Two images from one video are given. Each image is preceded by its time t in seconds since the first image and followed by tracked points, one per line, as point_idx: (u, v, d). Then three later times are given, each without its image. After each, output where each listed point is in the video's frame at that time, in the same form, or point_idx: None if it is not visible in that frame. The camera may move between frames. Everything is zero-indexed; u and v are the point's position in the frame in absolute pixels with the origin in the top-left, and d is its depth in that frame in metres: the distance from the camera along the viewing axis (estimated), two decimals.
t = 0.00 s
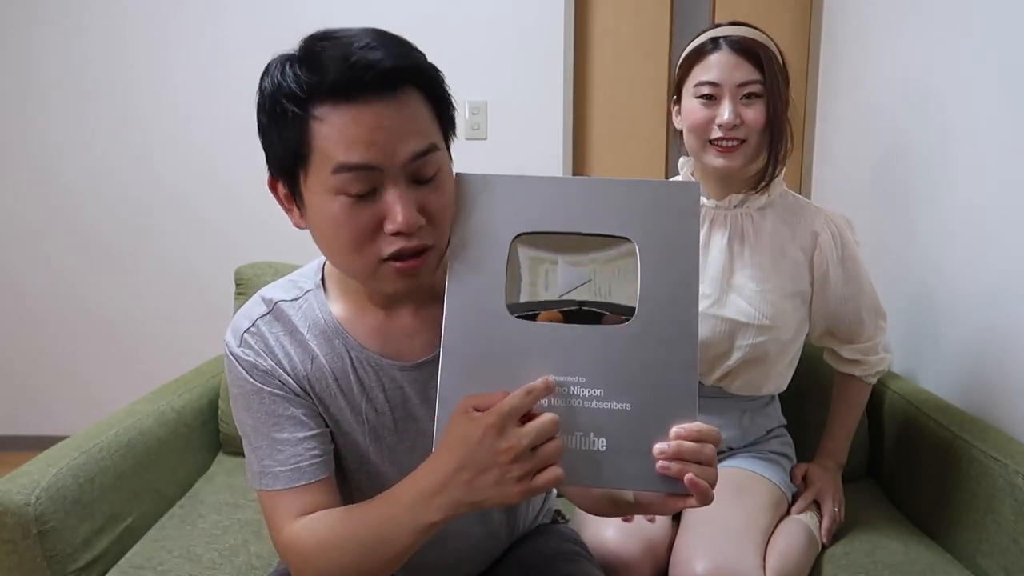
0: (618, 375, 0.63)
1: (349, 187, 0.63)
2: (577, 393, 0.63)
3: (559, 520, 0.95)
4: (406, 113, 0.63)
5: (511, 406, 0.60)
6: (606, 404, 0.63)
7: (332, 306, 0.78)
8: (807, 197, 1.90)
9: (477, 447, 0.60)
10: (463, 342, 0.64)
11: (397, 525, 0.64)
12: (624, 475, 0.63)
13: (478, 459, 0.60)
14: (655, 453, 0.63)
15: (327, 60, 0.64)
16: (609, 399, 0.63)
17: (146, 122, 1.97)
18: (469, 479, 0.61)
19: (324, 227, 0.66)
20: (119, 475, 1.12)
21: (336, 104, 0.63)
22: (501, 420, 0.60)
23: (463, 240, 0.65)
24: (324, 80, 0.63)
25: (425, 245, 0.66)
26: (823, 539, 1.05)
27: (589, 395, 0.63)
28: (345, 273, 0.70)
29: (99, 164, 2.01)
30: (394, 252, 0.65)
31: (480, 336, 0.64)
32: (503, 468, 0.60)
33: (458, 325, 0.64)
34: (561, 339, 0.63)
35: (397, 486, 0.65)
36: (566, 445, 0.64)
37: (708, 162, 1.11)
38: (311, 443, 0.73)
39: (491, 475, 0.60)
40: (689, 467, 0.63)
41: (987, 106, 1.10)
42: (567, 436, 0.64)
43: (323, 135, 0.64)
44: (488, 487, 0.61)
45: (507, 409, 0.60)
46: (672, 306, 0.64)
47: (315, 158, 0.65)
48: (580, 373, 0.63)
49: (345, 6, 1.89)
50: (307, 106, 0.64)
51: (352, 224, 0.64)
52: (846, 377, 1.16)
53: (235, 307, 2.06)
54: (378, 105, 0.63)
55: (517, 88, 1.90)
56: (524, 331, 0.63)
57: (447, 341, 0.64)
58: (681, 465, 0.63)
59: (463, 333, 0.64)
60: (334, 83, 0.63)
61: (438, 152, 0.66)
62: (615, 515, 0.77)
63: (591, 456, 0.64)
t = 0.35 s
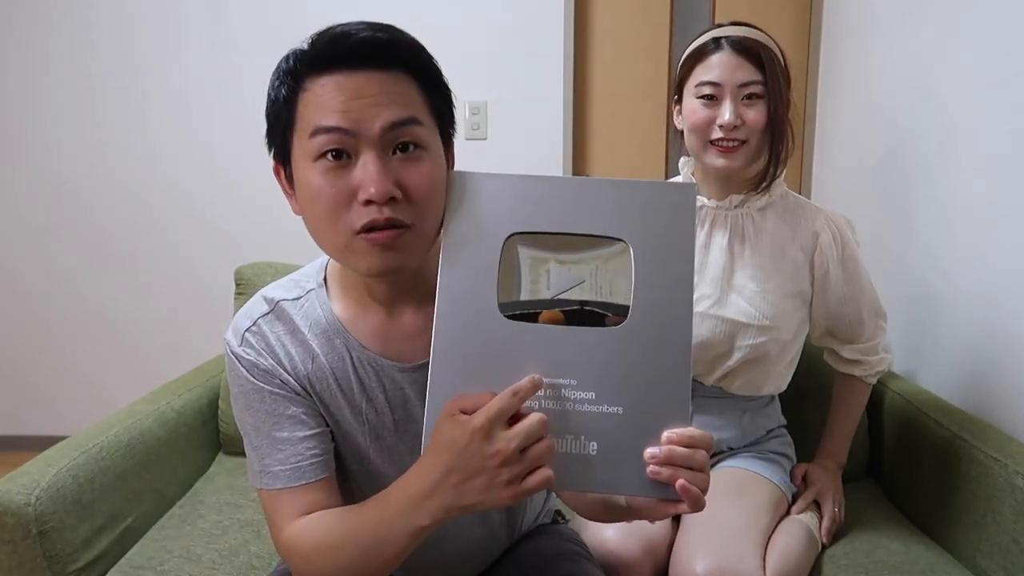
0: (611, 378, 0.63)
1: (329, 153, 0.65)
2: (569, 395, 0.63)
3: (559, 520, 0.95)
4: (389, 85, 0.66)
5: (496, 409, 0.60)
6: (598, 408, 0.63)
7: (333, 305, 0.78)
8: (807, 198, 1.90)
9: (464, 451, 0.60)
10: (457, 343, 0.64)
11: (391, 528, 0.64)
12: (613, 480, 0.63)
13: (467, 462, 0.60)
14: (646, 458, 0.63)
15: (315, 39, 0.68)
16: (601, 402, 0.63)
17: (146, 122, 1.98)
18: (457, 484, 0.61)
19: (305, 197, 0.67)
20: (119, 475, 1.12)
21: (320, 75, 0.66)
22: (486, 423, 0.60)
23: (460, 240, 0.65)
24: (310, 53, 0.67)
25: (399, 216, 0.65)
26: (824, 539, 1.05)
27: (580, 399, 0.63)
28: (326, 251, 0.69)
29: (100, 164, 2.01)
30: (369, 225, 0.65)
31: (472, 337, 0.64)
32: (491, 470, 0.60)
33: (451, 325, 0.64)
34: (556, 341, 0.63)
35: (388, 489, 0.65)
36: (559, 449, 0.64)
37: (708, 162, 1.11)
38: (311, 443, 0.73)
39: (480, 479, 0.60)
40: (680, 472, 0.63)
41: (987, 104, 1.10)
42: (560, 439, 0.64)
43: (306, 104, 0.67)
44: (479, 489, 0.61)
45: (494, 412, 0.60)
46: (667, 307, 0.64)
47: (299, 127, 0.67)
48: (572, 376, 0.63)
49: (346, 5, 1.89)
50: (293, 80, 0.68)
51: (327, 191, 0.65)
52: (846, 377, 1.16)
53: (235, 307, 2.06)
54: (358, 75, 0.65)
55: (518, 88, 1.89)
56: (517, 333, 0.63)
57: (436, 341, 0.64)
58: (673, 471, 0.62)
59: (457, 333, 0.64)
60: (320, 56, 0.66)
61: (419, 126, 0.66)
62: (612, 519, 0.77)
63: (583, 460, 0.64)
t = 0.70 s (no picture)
0: (609, 381, 0.63)
1: (328, 157, 0.65)
2: (566, 399, 0.63)
3: (559, 520, 0.94)
4: (385, 89, 0.65)
5: (499, 412, 0.60)
6: (596, 411, 0.63)
7: (332, 304, 0.78)
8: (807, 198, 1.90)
9: (467, 455, 0.60)
10: (455, 345, 0.64)
11: (393, 532, 0.64)
12: (611, 483, 0.63)
13: (470, 465, 0.60)
14: (644, 461, 0.63)
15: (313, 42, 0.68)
16: (599, 406, 0.63)
17: (146, 122, 1.98)
18: (461, 488, 0.61)
19: (305, 203, 0.68)
20: (119, 475, 1.12)
21: (317, 78, 0.66)
22: (488, 427, 0.60)
23: (459, 242, 0.65)
24: (307, 56, 0.67)
25: (398, 219, 0.65)
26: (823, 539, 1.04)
27: (578, 402, 0.63)
28: (323, 252, 0.70)
29: (100, 165, 2.01)
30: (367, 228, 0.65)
31: (468, 339, 0.64)
32: (494, 473, 0.60)
33: (449, 328, 0.64)
34: (555, 344, 0.63)
35: (389, 492, 0.65)
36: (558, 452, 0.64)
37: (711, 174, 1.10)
38: (311, 443, 0.73)
39: (483, 483, 0.61)
40: (679, 475, 0.63)
41: (987, 104, 1.10)
42: (559, 442, 0.64)
43: (304, 107, 0.66)
44: (482, 492, 0.61)
45: (496, 416, 0.60)
46: (665, 310, 0.64)
47: (297, 129, 0.67)
48: (570, 380, 0.63)
49: (346, 6, 1.89)
50: (291, 83, 0.68)
51: (326, 194, 0.65)
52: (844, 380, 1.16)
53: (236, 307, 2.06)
54: (356, 78, 0.65)
55: (518, 88, 1.89)
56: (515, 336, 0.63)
57: (434, 346, 0.64)
58: (672, 474, 0.62)
59: (456, 335, 0.64)
60: (318, 59, 0.66)
61: (416, 130, 0.66)
62: (611, 520, 0.77)
63: (581, 463, 0.64)
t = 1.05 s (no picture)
0: (616, 382, 0.63)
1: (349, 222, 0.63)
2: (572, 400, 0.63)
3: (560, 521, 0.94)
4: (401, 144, 0.62)
5: (508, 411, 0.60)
6: (604, 412, 0.63)
7: (331, 305, 0.78)
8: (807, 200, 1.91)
9: (478, 455, 0.60)
10: (459, 348, 0.63)
11: (406, 529, 0.64)
12: (618, 484, 0.63)
13: (482, 464, 0.60)
14: (650, 462, 0.63)
15: (312, 94, 0.62)
16: (606, 406, 0.63)
17: (144, 123, 1.97)
18: (472, 486, 0.61)
19: (324, 255, 0.67)
20: (119, 475, 1.12)
21: (326, 141, 0.61)
22: (497, 426, 0.59)
23: (462, 242, 0.65)
24: (310, 113, 0.61)
25: (423, 261, 0.66)
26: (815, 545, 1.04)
27: (586, 403, 0.63)
28: (345, 288, 0.71)
29: (99, 165, 2.01)
30: (394, 275, 0.66)
31: (471, 341, 0.64)
32: (506, 472, 0.60)
33: (454, 331, 0.64)
34: (560, 344, 0.63)
35: (399, 490, 0.65)
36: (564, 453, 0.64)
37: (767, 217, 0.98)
38: (318, 443, 0.73)
39: (493, 482, 0.60)
40: (685, 478, 0.63)
41: (987, 105, 1.10)
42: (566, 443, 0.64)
43: (315, 170, 0.62)
44: (494, 491, 0.60)
45: (505, 414, 0.60)
46: (669, 311, 0.64)
47: (308, 190, 0.64)
48: (577, 381, 0.63)
49: (346, 6, 1.89)
50: (293, 141, 0.63)
51: (352, 251, 0.65)
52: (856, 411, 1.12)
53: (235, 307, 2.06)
54: (369, 138, 0.61)
55: (518, 88, 1.89)
56: (521, 337, 0.63)
57: (441, 349, 0.64)
58: (677, 476, 0.62)
59: (459, 337, 0.64)
60: (323, 120, 0.61)
61: (432, 172, 0.65)
62: (611, 517, 0.77)
63: (589, 464, 0.64)
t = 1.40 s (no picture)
0: (620, 381, 0.63)
1: (352, 236, 0.63)
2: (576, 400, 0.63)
3: (560, 521, 0.94)
4: (402, 155, 0.62)
5: (531, 419, 0.59)
6: (608, 411, 0.63)
7: (333, 306, 0.78)
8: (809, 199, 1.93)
9: (492, 457, 0.59)
10: (462, 348, 0.64)
11: (409, 530, 0.64)
12: (622, 483, 0.64)
13: (494, 469, 0.59)
14: (655, 460, 0.63)
15: (311, 109, 0.62)
16: (611, 406, 0.63)
17: (143, 123, 1.97)
18: (481, 488, 0.60)
19: (327, 265, 0.67)
20: (119, 475, 1.12)
21: (328, 155, 0.61)
22: (516, 435, 0.59)
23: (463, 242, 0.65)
24: (310, 126, 0.61)
25: (427, 271, 0.67)
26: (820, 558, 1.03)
27: (591, 402, 0.63)
28: (348, 298, 0.71)
29: (99, 164, 2.01)
30: (398, 285, 0.66)
31: (475, 341, 0.64)
32: (517, 479, 0.59)
33: (457, 332, 0.64)
34: (563, 344, 0.63)
35: (404, 490, 0.65)
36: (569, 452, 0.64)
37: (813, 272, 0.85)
38: (320, 445, 0.73)
39: (502, 483, 0.59)
40: (688, 477, 0.63)
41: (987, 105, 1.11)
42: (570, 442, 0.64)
43: (317, 184, 0.62)
44: (502, 496, 0.60)
45: (528, 422, 0.59)
46: (671, 310, 0.64)
47: (309, 203, 0.64)
48: (582, 380, 0.63)
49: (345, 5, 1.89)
50: (294, 154, 0.63)
51: (356, 262, 0.65)
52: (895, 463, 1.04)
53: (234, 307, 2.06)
54: (371, 150, 0.61)
55: (518, 88, 1.89)
56: (524, 337, 0.63)
57: (446, 349, 0.64)
58: (680, 475, 0.63)
59: (462, 337, 0.64)
60: (322, 134, 0.61)
61: (434, 181, 0.65)
62: (612, 518, 0.77)
63: (593, 462, 0.64)
